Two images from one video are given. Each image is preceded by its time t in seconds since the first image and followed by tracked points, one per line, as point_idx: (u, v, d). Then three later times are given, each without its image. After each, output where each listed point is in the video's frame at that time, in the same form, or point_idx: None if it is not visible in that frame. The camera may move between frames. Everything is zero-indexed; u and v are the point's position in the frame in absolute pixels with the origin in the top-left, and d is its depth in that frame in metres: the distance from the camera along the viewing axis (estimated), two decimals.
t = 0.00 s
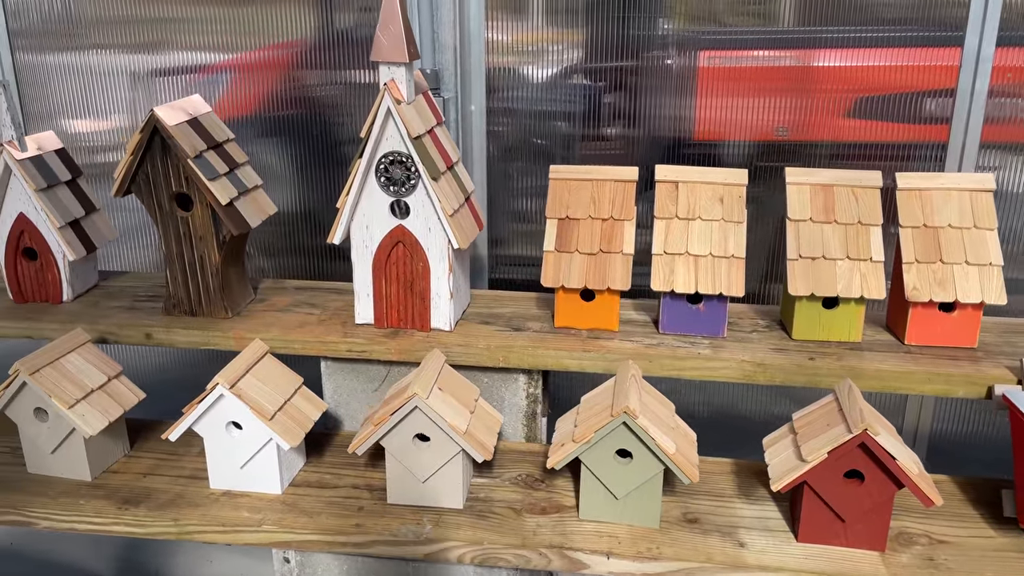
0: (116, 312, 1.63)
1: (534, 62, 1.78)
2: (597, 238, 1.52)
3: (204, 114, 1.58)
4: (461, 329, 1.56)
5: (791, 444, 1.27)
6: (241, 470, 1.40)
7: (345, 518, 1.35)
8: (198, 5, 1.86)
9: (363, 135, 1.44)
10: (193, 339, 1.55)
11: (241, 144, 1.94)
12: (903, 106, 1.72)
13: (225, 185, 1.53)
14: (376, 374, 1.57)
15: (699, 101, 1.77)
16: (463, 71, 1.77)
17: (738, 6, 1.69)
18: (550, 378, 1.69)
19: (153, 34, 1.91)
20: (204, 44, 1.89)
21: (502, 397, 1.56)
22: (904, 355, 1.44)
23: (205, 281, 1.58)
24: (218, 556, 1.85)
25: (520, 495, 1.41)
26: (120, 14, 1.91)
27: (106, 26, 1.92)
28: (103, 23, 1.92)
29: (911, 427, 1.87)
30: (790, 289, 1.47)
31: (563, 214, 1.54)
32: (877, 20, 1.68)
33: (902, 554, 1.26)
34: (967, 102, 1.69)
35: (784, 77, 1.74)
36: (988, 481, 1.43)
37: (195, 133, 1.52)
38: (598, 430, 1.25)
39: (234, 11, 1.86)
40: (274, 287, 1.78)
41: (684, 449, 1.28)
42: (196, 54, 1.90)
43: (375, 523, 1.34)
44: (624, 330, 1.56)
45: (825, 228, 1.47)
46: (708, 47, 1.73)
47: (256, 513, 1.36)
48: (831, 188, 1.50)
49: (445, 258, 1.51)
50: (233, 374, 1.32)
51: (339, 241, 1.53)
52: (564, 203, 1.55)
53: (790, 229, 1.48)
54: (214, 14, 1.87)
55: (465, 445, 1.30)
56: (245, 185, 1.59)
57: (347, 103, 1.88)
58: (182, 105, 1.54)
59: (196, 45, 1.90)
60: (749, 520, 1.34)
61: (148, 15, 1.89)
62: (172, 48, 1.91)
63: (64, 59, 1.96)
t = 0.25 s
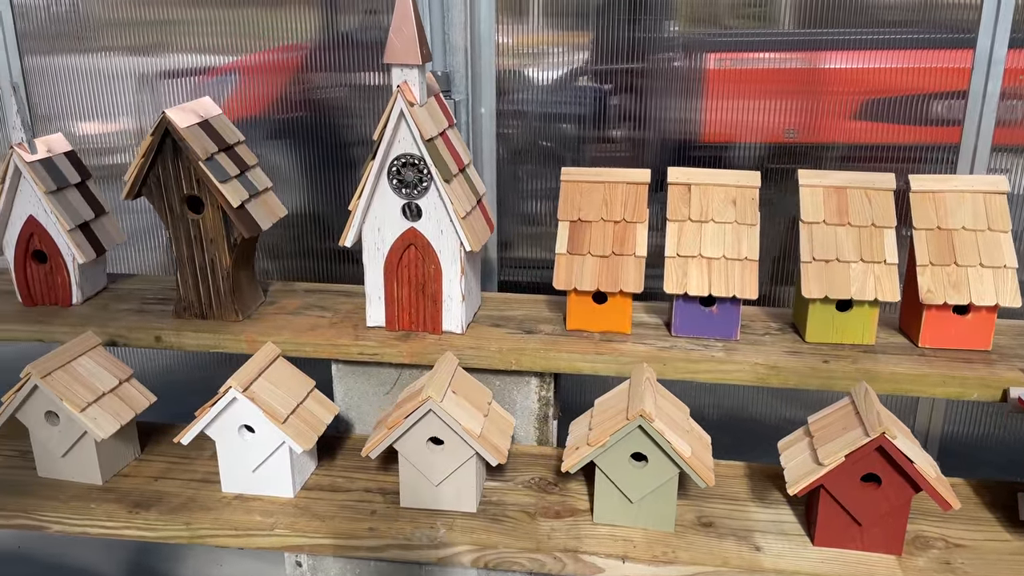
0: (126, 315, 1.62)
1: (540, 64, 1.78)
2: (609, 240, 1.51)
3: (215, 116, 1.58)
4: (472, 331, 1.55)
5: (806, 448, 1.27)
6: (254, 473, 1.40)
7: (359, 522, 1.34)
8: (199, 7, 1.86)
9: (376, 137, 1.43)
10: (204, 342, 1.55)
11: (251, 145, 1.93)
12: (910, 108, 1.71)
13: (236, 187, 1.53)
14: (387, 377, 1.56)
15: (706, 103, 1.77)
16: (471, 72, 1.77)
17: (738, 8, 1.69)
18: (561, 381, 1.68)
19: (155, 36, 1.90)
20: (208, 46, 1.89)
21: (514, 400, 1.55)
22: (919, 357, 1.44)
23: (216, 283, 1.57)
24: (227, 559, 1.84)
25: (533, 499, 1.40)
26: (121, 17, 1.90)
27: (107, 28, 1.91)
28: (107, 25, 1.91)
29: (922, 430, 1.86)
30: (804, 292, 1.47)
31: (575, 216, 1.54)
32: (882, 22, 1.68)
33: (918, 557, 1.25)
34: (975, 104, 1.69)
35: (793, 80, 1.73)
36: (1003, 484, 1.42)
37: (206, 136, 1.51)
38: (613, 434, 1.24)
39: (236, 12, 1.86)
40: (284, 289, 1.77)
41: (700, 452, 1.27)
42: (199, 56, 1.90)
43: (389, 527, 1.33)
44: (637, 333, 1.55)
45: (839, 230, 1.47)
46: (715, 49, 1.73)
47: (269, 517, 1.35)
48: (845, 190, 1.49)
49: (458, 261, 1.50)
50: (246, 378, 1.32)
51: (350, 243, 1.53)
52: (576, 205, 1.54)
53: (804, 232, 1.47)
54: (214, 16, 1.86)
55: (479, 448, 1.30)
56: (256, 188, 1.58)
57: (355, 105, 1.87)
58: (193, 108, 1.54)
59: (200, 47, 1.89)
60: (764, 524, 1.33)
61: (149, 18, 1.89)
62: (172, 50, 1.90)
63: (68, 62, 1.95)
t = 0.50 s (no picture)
0: (135, 317, 1.62)
1: (543, 67, 1.78)
2: (620, 242, 1.51)
3: (225, 119, 1.58)
4: (482, 334, 1.55)
5: (819, 450, 1.27)
6: (265, 476, 1.39)
7: (370, 525, 1.34)
8: (197, 10, 1.86)
9: (387, 140, 1.43)
10: (214, 345, 1.55)
11: (259, 147, 1.92)
12: (915, 110, 1.72)
13: (247, 190, 1.52)
14: (397, 380, 1.56)
15: (712, 106, 1.77)
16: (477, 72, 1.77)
17: (737, 12, 1.70)
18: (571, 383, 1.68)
19: (151, 39, 1.90)
20: (209, 49, 1.89)
21: (524, 403, 1.55)
22: (930, 360, 1.44)
23: (225, 286, 1.57)
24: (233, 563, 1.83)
25: (545, 502, 1.40)
26: (119, 19, 1.89)
27: (107, 31, 1.91)
28: (109, 28, 1.90)
29: (930, 432, 1.86)
30: (815, 294, 1.46)
31: (585, 219, 1.53)
32: (886, 25, 1.68)
33: (932, 560, 1.25)
34: (980, 107, 1.69)
35: (799, 82, 1.74)
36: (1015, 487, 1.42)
37: (217, 138, 1.51)
38: (627, 436, 1.24)
39: (236, 15, 1.86)
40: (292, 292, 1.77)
41: (713, 455, 1.27)
42: (199, 59, 1.90)
43: (401, 530, 1.33)
44: (647, 335, 1.55)
45: (850, 232, 1.47)
46: (721, 51, 1.73)
47: (280, 520, 1.35)
48: (855, 192, 1.49)
49: (468, 263, 1.50)
50: (257, 380, 1.32)
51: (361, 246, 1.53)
52: (586, 208, 1.54)
53: (815, 234, 1.47)
54: (211, 19, 1.87)
55: (492, 451, 1.29)
56: (266, 190, 1.58)
57: (362, 107, 1.87)
58: (203, 110, 1.54)
59: (201, 50, 1.89)
60: (777, 527, 1.33)
61: (147, 20, 1.89)
62: (169, 53, 1.90)
63: (70, 65, 1.95)
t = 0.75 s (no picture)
0: (143, 319, 1.62)
1: (546, 70, 1.78)
2: (628, 244, 1.51)
3: (233, 121, 1.58)
4: (490, 336, 1.55)
5: (830, 453, 1.27)
6: (274, 479, 1.39)
7: (380, 527, 1.34)
8: (196, 12, 1.87)
9: (396, 142, 1.43)
10: (222, 347, 1.54)
11: (265, 149, 1.92)
12: (920, 113, 1.72)
13: (255, 192, 1.53)
14: (405, 382, 1.56)
15: (715, 108, 1.77)
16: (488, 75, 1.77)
17: (735, 14, 1.71)
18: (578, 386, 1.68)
19: (145, 41, 1.91)
20: (211, 52, 1.89)
21: (532, 405, 1.55)
22: (939, 362, 1.44)
23: (233, 288, 1.57)
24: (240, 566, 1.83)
25: (554, 504, 1.40)
26: (123, 21, 1.90)
27: (110, 34, 1.91)
28: (114, 31, 1.91)
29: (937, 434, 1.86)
30: (824, 296, 1.47)
31: (594, 221, 1.53)
32: (888, 27, 1.69)
33: (943, 562, 1.25)
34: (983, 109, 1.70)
35: (803, 85, 1.74)
36: None
37: (225, 140, 1.51)
38: (637, 439, 1.23)
39: (236, 18, 1.86)
40: (299, 295, 1.77)
41: (723, 457, 1.26)
42: (201, 62, 1.90)
43: (410, 533, 1.33)
44: (656, 337, 1.55)
45: (858, 235, 1.47)
46: (726, 54, 1.74)
47: (289, 523, 1.35)
48: (863, 195, 1.49)
49: (476, 265, 1.50)
50: (267, 383, 1.32)
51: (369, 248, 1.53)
52: (594, 210, 1.54)
53: (824, 236, 1.47)
54: (209, 21, 1.87)
55: (502, 453, 1.29)
56: (274, 193, 1.58)
57: (367, 109, 1.87)
58: (211, 113, 1.54)
59: (204, 53, 1.89)
60: (787, 529, 1.33)
61: (151, 23, 1.89)
62: (168, 55, 1.91)
63: (72, 67, 1.95)
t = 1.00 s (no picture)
0: (152, 323, 1.61)
1: (552, 73, 1.78)
2: (640, 248, 1.51)
3: (243, 124, 1.57)
4: (502, 340, 1.55)
5: (846, 457, 1.26)
6: (286, 483, 1.39)
7: (393, 532, 1.33)
8: (197, 16, 1.86)
9: (408, 145, 1.43)
10: (232, 351, 1.54)
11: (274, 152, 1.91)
12: (928, 116, 1.72)
13: (266, 196, 1.52)
14: (416, 386, 1.56)
15: (723, 111, 1.77)
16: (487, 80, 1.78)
17: (734, 17, 1.71)
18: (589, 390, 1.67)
19: (148, 44, 1.90)
20: (216, 55, 1.88)
21: (544, 409, 1.54)
22: (953, 365, 1.43)
23: (244, 291, 1.57)
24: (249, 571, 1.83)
25: (567, 509, 1.39)
26: (127, 24, 1.89)
27: (113, 36, 1.91)
28: (119, 34, 1.90)
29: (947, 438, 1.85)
30: (837, 300, 1.46)
31: (605, 224, 1.53)
32: (893, 31, 1.69)
33: (959, 567, 1.24)
34: (989, 112, 1.70)
35: (812, 88, 1.73)
36: None
37: (236, 144, 1.51)
38: (653, 443, 1.23)
39: (238, 21, 1.85)
40: (309, 298, 1.76)
41: (739, 462, 1.26)
42: (205, 64, 1.90)
43: (424, 537, 1.32)
44: (668, 341, 1.54)
45: (871, 238, 1.47)
46: (734, 57, 1.73)
47: (302, 528, 1.34)
48: (876, 198, 1.49)
49: (488, 268, 1.50)
50: (280, 387, 1.31)
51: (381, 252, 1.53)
52: (606, 213, 1.53)
53: (837, 240, 1.47)
54: (212, 24, 1.87)
55: (516, 458, 1.29)
56: (285, 196, 1.58)
57: (375, 112, 1.86)
58: (222, 116, 1.54)
59: (208, 56, 1.89)
60: (802, 534, 1.33)
61: (155, 26, 1.89)
62: (167, 59, 1.91)
63: (76, 70, 1.94)
